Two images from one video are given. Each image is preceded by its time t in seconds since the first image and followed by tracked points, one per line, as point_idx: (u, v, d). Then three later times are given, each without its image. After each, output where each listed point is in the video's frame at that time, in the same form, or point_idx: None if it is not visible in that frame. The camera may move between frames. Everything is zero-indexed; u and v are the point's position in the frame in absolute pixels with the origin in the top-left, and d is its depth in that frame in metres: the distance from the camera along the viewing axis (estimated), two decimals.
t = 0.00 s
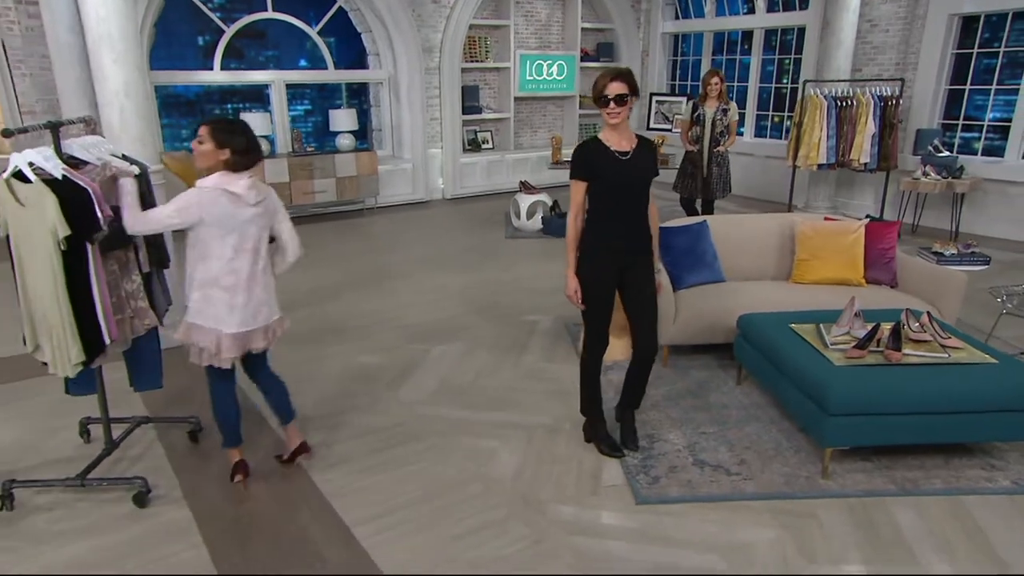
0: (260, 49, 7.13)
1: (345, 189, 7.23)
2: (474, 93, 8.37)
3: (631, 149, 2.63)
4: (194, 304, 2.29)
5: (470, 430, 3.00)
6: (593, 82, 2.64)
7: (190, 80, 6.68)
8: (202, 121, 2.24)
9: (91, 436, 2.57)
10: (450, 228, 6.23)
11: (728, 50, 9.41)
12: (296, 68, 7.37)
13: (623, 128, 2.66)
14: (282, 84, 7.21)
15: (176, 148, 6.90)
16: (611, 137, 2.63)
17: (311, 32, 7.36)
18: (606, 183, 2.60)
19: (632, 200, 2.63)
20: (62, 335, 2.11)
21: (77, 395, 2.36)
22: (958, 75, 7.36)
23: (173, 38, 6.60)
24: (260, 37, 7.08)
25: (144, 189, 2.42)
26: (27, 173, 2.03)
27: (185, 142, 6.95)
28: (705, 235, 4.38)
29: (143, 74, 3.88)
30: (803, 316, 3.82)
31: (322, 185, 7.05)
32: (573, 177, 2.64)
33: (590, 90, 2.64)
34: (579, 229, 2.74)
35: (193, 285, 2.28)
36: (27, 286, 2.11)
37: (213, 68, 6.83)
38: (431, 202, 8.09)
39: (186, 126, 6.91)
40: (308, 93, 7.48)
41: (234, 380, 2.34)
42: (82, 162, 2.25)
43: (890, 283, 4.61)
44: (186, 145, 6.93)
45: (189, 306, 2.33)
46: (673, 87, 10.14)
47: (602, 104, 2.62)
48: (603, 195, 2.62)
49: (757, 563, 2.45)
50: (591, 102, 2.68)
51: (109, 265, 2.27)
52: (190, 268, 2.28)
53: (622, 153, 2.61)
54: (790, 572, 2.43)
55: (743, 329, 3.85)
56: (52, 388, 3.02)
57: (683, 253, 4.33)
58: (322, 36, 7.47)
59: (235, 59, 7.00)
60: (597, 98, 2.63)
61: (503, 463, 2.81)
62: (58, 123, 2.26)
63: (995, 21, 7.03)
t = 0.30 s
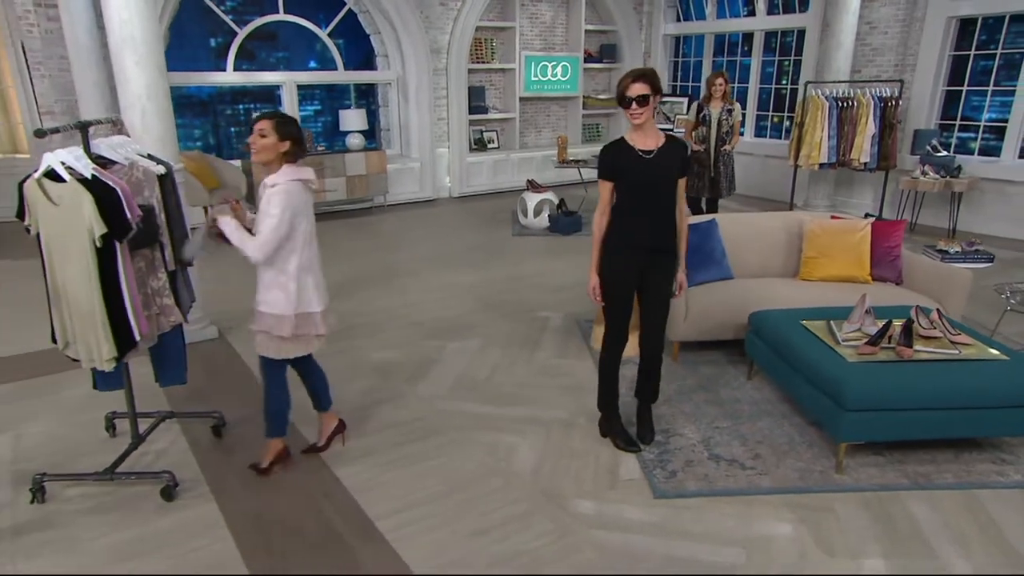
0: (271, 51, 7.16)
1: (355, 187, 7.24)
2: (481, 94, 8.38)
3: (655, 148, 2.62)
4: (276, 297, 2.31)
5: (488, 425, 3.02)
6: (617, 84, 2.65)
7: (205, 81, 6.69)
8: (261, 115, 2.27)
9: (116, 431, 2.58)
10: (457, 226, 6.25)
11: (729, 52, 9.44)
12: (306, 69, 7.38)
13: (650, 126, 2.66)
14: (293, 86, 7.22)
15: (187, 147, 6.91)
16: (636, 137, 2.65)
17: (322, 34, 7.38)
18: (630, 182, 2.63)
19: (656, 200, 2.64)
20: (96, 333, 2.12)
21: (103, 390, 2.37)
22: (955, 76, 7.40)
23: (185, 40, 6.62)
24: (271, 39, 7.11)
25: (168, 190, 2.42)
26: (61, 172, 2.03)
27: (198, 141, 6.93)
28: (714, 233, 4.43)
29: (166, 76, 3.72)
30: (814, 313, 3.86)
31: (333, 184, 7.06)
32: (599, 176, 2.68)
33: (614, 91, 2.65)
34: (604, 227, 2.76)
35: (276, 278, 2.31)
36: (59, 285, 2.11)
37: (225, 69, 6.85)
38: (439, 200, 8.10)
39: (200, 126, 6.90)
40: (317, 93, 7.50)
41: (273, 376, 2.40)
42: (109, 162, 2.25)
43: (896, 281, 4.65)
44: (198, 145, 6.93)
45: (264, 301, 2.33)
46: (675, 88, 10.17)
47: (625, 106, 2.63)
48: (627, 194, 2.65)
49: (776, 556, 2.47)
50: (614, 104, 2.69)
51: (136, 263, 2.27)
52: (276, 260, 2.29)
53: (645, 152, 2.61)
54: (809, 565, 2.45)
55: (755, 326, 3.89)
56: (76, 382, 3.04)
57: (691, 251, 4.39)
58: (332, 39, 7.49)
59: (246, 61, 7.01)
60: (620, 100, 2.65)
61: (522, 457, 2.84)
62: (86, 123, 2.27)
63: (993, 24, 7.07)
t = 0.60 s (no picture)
0: (284, 56, 7.17)
1: (367, 189, 7.24)
2: (489, 98, 8.43)
3: (679, 148, 2.69)
4: (342, 294, 2.32)
5: (508, 423, 3.05)
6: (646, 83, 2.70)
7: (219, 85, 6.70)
8: (301, 116, 2.26)
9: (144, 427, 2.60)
10: (466, 228, 6.29)
11: (730, 58, 9.50)
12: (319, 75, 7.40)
13: (677, 125, 2.71)
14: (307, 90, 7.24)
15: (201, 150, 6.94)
16: (662, 136, 2.71)
17: (334, 40, 7.41)
18: (653, 180, 2.71)
19: (679, 198, 2.70)
20: (132, 333, 2.13)
21: (132, 389, 2.37)
22: (953, 82, 7.46)
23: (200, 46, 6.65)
24: (284, 45, 7.11)
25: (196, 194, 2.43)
26: (97, 176, 2.04)
27: (213, 144, 6.94)
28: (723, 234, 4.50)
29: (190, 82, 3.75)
30: (825, 313, 3.90)
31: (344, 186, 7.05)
32: (623, 173, 2.76)
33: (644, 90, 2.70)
34: (629, 223, 2.84)
35: (340, 275, 2.32)
36: (93, 288, 2.12)
37: (240, 75, 6.87)
38: (448, 202, 8.13)
39: (215, 130, 6.90)
40: (329, 98, 7.54)
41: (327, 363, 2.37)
42: (140, 165, 2.26)
43: (902, 282, 4.68)
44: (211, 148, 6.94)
45: (329, 300, 2.31)
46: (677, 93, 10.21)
47: (654, 104, 2.68)
48: (650, 191, 2.73)
49: (795, 553, 2.49)
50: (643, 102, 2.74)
51: (166, 264, 2.28)
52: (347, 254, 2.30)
53: (670, 151, 2.68)
54: (827, 561, 2.47)
55: (767, 327, 3.92)
56: (101, 380, 3.06)
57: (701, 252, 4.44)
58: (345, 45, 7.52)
59: (260, 67, 7.01)
60: (649, 98, 2.70)
61: (541, 454, 2.87)
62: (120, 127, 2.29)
63: (989, 31, 7.13)
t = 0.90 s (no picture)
0: (298, 63, 7.20)
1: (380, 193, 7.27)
2: (497, 103, 8.48)
3: (701, 153, 2.77)
4: (382, 296, 2.38)
5: (526, 422, 3.08)
6: (672, 91, 2.75)
7: (236, 92, 6.73)
8: (336, 122, 2.28)
9: (173, 426, 2.62)
10: (475, 231, 6.32)
11: (732, 65, 9.54)
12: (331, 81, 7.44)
13: (699, 131, 2.79)
14: (321, 96, 7.28)
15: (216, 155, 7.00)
16: (685, 142, 2.79)
17: (347, 47, 7.44)
18: (675, 184, 2.80)
19: (700, 202, 2.79)
20: (167, 334, 2.15)
21: (162, 388, 2.38)
22: (951, 88, 7.52)
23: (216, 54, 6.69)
24: (298, 52, 7.15)
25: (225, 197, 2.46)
26: (133, 180, 2.06)
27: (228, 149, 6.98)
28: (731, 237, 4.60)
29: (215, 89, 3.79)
30: (837, 315, 3.93)
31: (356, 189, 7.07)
32: (646, 177, 2.86)
33: (669, 97, 2.76)
34: (650, 225, 2.94)
35: (379, 278, 2.37)
36: (128, 290, 2.13)
37: (257, 81, 6.90)
38: (458, 205, 8.15)
39: (229, 135, 6.95)
40: (341, 104, 7.58)
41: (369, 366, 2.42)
42: (172, 169, 2.30)
43: (908, 284, 4.72)
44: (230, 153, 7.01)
45: (371, 303, 2.36)
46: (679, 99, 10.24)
47: (679, 111, 2.73)
48: (672, 196, 2.82)
49: (814, 550, 2.51)
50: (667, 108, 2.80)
51: (196, 266, 2.30)
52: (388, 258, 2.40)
53: (692, 157, 2.77)
54: (847, 559, 2.48)
55: (780, 328, 3.95)
56: (125, 379, 3.09)
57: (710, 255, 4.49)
58: (358, 52, 7.56)
59: (274, 73, 7.06)
60: (674, 105, 2.75)
61: (561, 454, 2.89)
62: (151, 132, 2.32)
63: (988, 39, 7.18)
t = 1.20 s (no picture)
0: (311, 69, 7.22)
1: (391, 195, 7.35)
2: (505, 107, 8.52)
3: (723, 158, 2.84)
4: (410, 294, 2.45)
5: (545, 421, 3.09)
6: (697, 95, 2.80)
7: (252, 97, 6.75)
8: (360, 128, 2.26)
9: (197, 424, 2.62)
10: (483, 234, 6.35)
11: (734, 70, 9.57)
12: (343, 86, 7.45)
13: (721, 136, 2.85)
14: (334, 101, 7.30)
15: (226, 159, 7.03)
16: (708, 147, 2.85)
17: (358, 52, 7.47)
18: (696, 188, 2.87)
19: (720, 206, 2.85)
20: (199, 335, 2.17)
21: (188, 388, 2.38)
22: (950, 93, 7.56)
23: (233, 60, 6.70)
24: (311, 58, 7.16)
25: (251, 200, 2.50)
26: (167, 183, 2.09)
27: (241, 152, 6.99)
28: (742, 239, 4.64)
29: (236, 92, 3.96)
30: (848, 315, 3.95)
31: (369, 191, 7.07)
32: (667, 180, 2.94)
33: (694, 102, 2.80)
34: (670, 227, 3.02)
35: (405, 278, 2.44)
36: (159, 292, 2.15)
37: (273, 86, 6.94)
38: (466, 207, 8.19)
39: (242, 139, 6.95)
40: (352, 108, 7.58)
41: (396, 368, 2.49)
42: (200, 172, 2.31)
43: (916, 285, 4.75)
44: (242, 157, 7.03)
45: (403, 303, 2.42)
46: (682, 104, 10.29)
47: (703, 116, 2.78)
48: (692, 198, 2.89)
49: (833, 549, 2.51)
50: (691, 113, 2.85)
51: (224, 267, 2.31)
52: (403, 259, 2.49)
53: (713, 162, 2.84)
54: (867, 557, 2.49)
55: (792, 328, 3.97)
56: (148, 378, 3.10)
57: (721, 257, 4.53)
58: (370, 57, 7.59)
59: (289, 78, 7.08)
60: (698, 110, 2.80)
61: (581, 452, 2.90)
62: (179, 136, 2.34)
63: (987, 46, 7.20)
